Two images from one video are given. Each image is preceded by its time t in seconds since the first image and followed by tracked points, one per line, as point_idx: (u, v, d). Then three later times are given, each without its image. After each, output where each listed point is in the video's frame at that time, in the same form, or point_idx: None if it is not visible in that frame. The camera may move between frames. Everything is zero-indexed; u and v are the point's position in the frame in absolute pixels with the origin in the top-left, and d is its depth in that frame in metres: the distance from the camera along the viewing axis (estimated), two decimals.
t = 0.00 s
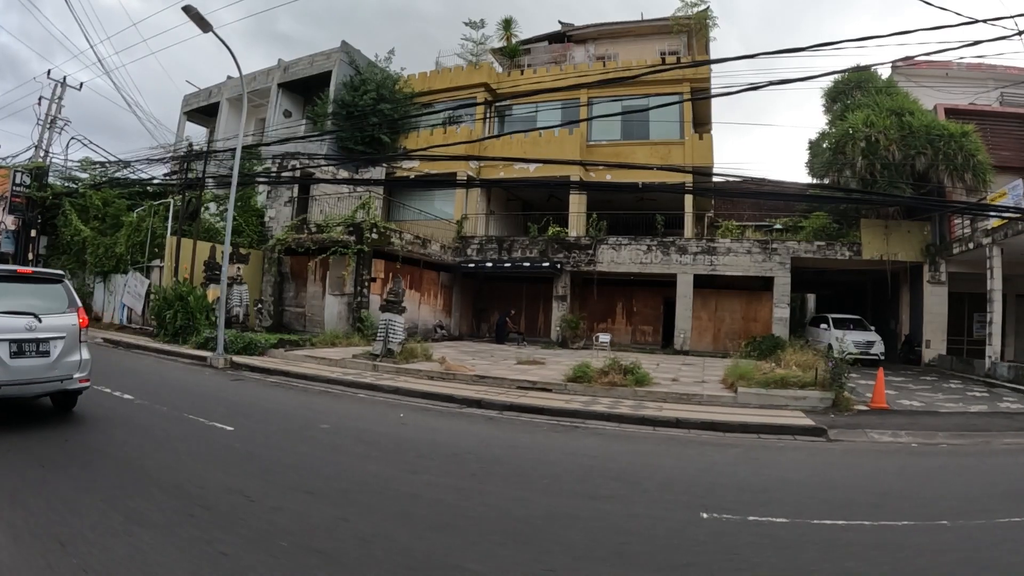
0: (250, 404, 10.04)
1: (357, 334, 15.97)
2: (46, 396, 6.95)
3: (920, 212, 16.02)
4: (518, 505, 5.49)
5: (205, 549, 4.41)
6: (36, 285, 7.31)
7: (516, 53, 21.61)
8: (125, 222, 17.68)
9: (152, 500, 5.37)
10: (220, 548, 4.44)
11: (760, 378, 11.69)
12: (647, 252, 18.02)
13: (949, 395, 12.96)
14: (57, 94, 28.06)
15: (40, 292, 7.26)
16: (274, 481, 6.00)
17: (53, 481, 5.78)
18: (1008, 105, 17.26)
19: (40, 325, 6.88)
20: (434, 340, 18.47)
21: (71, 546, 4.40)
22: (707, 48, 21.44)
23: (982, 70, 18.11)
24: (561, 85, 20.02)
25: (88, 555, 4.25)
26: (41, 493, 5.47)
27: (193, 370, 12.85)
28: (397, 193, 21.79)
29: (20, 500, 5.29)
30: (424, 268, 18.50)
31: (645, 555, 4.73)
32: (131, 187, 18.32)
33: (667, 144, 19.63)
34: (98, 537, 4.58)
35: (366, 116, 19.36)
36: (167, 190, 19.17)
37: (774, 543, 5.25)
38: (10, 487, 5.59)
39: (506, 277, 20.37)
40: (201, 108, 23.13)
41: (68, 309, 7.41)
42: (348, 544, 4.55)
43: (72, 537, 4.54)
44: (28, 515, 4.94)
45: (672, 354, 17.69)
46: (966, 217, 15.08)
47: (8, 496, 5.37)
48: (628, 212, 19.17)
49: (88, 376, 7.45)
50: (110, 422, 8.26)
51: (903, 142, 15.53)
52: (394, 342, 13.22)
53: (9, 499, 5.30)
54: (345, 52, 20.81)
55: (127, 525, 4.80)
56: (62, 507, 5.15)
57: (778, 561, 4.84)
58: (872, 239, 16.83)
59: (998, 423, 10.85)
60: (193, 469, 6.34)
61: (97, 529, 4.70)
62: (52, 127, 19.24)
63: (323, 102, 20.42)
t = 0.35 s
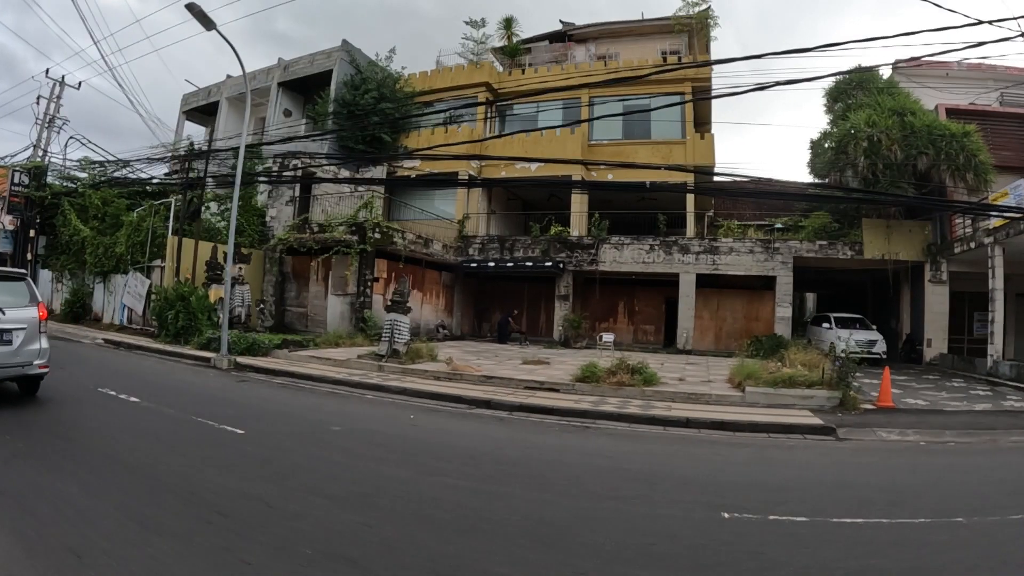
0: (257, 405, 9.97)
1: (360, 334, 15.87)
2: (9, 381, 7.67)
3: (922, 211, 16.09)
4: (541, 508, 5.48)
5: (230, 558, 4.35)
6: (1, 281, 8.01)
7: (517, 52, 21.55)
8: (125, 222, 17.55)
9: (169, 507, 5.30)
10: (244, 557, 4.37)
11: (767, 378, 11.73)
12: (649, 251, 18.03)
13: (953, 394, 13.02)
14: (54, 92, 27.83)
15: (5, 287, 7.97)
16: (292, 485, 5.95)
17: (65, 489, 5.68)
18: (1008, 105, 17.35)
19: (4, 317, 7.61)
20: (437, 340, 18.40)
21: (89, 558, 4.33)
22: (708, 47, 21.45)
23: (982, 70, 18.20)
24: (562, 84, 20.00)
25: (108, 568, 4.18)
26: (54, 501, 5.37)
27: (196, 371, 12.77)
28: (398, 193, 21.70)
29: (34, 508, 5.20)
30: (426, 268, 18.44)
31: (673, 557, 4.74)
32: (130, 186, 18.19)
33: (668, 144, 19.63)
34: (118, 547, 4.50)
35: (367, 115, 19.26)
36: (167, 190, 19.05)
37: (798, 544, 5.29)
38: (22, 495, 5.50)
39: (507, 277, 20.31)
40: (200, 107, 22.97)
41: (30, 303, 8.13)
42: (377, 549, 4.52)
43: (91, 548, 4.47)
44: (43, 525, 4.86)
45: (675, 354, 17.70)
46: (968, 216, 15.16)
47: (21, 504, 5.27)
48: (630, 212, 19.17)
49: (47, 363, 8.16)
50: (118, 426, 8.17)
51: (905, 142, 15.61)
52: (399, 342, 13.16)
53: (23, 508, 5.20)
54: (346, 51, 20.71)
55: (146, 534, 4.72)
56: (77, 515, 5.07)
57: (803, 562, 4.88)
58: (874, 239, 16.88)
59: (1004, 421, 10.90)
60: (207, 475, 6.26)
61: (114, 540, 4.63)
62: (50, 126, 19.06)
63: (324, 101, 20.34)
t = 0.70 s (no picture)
0: (265, 407, 9.88)
1: (364, 334, 15.83)
2: None
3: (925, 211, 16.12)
4: (563, 511, 5.46)
5: (250, 568, 4.27)
6: None
7: (519, 51, 21.51)
8: (126, 222, 17.46)
9: (185, 514, 5.21)
10: (264, 566, 4.30)
11: (775, 378, 11.76)
12: (653, 251, 18.02)
13: (958, 393, 13.07)
14: (54, 92, 27.69)
15: None
16: (309, 490, 5.89)
17: (76, 496, 5.57)
18: (1010, 105, 17.39)
19: None
20: (440, 340, 18.34)
21: (105, 567, 4.24)
22: (710, 47, 21.45)
23: (984, 70, 18.25)
24: (565, 84, 19.98)
25: None
26: (64, 509, 5.26)
27: (200, 373, 12.70)
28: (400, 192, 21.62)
29: (45, 517, 5.08)
30: (429, 268, 18.40)
31: (698, 559, 4.74)
32: (131, 186, 18.10)
33: (671, 143, 19.61)
34: (133, 557, 4.40)
35: (370, 114, 19.19)
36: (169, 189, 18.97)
37: (820, 545, 5.30)
38: (31, 503, 5.38)
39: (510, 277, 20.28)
40: (201, 106, 22.85)
41: None
42: (403, 554, 4.48)
43: (106, 557, 4.38)
44: (56, 534, 4.75)
45: (679, 353, 17.71)
46: (971, 216, 15.19)
47: (32, 513, 5.16)
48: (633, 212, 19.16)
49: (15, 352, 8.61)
50: (126, 430, 8.08)
51: (909, 142, 15.65)
52: (405, 343, 13.07)
53: (34, 516, 5.09)
54: (347, 50, 20.65)
55: (161, 544, 4.61)
56: (90, 524, 4.95)
57: (828, 563, 4.89)
58: (877, 238, 16.91)
59: (1011, 419, 10.94)
60: (220, 481, 6.16)
61: (130, 548, 4.54)
62: (50, 125, 18.94)
63: (326, 101, 20.28)
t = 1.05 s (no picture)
0: (272, 407, 9.75)
1: (368, 334, 15.71)
2: None
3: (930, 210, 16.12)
4: (586, 513, 5.38)
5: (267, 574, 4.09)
6: None
7: (522, 50, 21.43)
8: (128, 221, 17.32)
9: (197, 518, 5.06)
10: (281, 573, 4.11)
11: (785, 378, 11.73)
12: (658, 250, 17.97)
13: (966, 392, 13.05)
14: (54, 91, 27.52)
15: None
16: (325, 488, 5.78)
17: (83, 503, 5.41)
18: (1015, 104, 17.41)
19: None
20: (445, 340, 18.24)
21: None
22: (714, 46, 21.41)
23: (988, 69, 18.27)
24: (568, 82, 19.90)
25: None
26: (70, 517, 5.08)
27: (204, 373, 12.56)
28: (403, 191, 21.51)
29: (51, 525, 4.91)
30: (433, 267, 18.31)
31: (727, 561, 4.69)
32: (132, 185, 17.97)
33: (675, 142, 19.55)
34: (144, 566, 4.22)
35: (373, 113, 19.07)
36: (170, 189, 18.85)
37: (846, 546, 5.27)
38: (36, 511, 5.21)
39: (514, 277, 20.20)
40: (202, 105, 22.71)
41: None
42: (429, 551, 4.40)
43: (115, 567, 4.20)
44: (62, 542, 4.58)
45: (684, 353, 17.65)
46: (977, 215, 15.17)
47: (37, 520, 4.99)
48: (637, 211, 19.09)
49: None
50: (131, 434, 7.89)
51: (914, 141, 15.65)
52: (412, 343, 12.92)
53: (39, 524, 4.92)
54: (350, 48, 20.55)
55: (173, 550, 4.45)
56: (97, 532, 4.78)
57: (857, 564, 4.85)
58: (882, 238, 16.89)
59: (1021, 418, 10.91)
60: (229, 483, 6.00)
61: (139, 556, 4.36)
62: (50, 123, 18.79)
63: (328, 99, 20.17)
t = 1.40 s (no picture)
0: (277, 408, 9.65)
1: (370, 334, 15.61)
2: None
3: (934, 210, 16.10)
4: (607, 519, 5.31)
5: None
6: None
7: (524, 48, 21.33)
8: (127, 221, 17.19)
9: (207, 527, 4.94)
10: None
11: (792, 378, 11.70)
12: (661, 250, 17.92)
13: (971, 391, 13.06)
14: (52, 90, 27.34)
15: None
16: (340, 489, 5.70)
17: (89, 513, 5.27)
18: (1017, 103, 17.42)
19: None
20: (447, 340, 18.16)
21: None
22: (716, 45, 21.37)
23: (989, 68, 18.28)
24: (570, 81, 19.83)
25: None
26: (76, 530, 4.91)
27: (206, 375, 12.41)
28: (404, 190, 21.39)
29: (57, 538, 4.75)
30: (435, 267, 18.21)
31: (752, 565, 4.70)
32: (131, 184, 17.84)
33: (677, 141, 19.49)
34: None
35: (373, 112, 18.96)
36: (170, 188, 18.72)
37: (866, 549, 5.28)
38: (40, 522, 5.07)
39: (516, 277, 20.12)
40: (201, 104, 22.55)
41: None
42: (453, 553, 4.38)
43: None
44: (69, 558, 4.40)
45: (687, 353, 17.60)
46: (981, 215, 15.16)
47: (42, 532, 4.85)
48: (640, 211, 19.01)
49: None
50: (134, 441, 7.70)
51: (918, 140, 15.65)
52: (417, 344, 12.76)
53: (44, 536, 4.78)
54: (351, 47, 20.44)
55: (185, 563, 4.30)
56: (105, 545, 4.60)
57: (879, 567, 4.88)
58: (886, 237, 16.84)
59: None
60: (238, 491, 5.83)
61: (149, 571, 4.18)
62: (49, 123, 18.65)
63: (329, 98, 20.05)
